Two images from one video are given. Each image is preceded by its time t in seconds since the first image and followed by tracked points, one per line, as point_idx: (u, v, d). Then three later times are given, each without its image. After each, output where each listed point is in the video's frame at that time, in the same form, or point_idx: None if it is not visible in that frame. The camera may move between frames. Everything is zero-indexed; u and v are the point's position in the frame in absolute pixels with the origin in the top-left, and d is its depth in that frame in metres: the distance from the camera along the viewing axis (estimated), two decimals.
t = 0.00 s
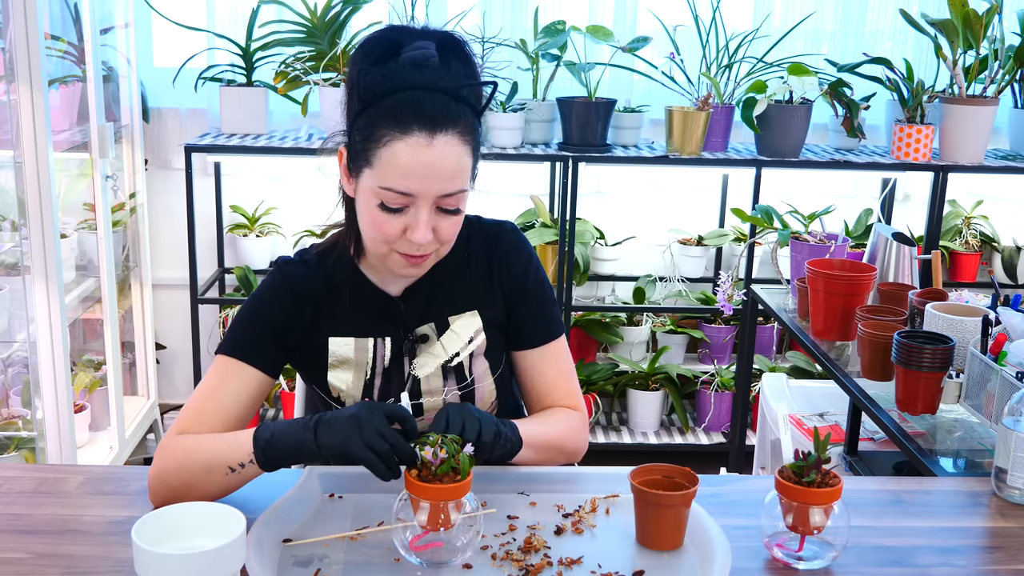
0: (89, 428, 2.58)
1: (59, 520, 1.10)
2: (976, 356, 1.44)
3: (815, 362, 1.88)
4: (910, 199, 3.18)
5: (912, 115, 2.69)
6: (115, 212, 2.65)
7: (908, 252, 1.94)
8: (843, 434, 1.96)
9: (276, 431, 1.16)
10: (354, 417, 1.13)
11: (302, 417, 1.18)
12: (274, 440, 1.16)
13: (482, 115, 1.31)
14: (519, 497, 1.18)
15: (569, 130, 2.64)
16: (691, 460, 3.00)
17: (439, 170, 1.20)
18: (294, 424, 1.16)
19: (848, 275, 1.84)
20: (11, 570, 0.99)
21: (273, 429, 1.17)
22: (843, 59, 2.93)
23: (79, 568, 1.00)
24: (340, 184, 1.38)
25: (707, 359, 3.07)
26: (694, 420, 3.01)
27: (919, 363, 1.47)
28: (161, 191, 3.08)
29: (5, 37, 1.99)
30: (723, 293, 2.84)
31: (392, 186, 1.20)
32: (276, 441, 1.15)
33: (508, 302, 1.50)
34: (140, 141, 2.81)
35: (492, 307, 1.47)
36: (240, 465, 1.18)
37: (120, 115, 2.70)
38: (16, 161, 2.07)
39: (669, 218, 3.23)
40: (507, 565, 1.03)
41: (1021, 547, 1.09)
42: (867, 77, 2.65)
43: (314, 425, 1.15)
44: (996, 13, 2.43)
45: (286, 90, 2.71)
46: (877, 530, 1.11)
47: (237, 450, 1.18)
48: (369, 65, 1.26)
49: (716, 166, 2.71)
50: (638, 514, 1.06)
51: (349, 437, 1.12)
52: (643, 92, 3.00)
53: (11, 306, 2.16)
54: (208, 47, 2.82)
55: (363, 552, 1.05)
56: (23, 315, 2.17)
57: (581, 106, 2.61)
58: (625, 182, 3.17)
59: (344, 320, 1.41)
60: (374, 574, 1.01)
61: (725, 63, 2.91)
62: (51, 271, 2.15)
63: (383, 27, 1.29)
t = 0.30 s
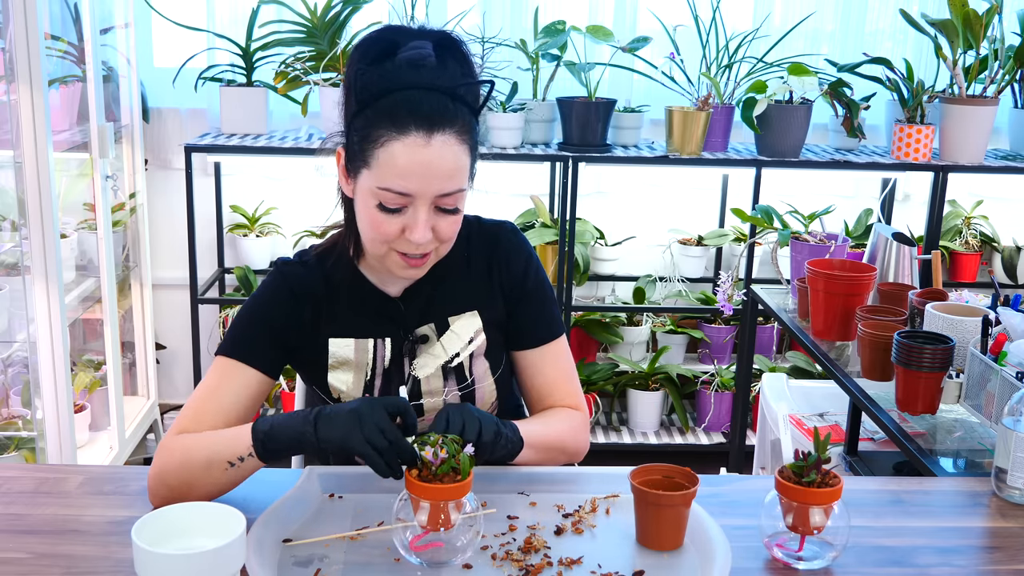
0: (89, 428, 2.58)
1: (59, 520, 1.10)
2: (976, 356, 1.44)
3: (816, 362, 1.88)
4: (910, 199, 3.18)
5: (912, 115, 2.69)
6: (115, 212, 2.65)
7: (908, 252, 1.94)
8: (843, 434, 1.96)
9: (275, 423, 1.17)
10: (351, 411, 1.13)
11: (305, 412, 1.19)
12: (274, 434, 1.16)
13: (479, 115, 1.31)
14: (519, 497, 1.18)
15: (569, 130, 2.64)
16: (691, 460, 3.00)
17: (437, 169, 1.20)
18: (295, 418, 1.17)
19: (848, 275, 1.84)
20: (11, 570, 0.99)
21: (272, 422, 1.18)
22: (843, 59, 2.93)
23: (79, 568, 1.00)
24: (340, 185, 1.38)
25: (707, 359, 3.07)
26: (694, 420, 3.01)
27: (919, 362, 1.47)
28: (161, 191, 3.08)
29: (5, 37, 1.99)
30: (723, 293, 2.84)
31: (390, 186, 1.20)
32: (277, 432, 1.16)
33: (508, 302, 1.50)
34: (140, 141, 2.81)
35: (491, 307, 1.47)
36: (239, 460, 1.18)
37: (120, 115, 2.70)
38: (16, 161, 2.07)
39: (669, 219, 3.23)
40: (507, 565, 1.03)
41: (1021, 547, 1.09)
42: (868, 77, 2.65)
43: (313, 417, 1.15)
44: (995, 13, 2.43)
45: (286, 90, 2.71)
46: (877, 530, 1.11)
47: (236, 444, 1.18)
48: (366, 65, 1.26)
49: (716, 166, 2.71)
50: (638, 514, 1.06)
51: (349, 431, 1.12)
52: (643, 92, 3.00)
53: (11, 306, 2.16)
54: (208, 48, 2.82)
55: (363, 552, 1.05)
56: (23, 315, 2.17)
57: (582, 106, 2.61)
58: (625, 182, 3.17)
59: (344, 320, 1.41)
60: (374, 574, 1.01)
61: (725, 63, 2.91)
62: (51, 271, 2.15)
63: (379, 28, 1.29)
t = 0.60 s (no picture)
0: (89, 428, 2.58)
1: (59, 520, 1.10)
2: (976, 356, 1.44)
3: (815, 362, 1.88)
4: (910, 199, 3.18)
5: (912, 115, 2.69)
6: (115, 212, 2.65)
7: (908, 252, 1.94)
8: (842, 434, 1.96)
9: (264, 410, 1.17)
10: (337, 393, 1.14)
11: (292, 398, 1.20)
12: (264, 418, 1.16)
13: (482, 116, 1.31)
14: (519, 497, 1.18)
15: (569, 130, 2.64)
16: (691, 460, 3.00)
17: (440, 171, 1.20)
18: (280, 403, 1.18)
19: (848, 275, 1.84)
20: (11, 570, 0.99)
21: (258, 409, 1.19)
22: (843, 59, 2.93)
23: (79, 568, 1.00)
24: (341, 185, 1.38)
25: (708, 359, 3.07)
26: (694, 420, 3.01)
27: (919, 362, 1.47)
28: (161, 191, 3.08)
29: (5, 37, 1.99)
30: (723, 293, 2.84)
31: (392, 188, 1.20)
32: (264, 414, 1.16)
33: (509, 303, 1.49)
34: (140, 141, 2.81)
35: (492, 307, 1.47)
36: (230, 450, 1.18)
37: (120, 115, 2.70)
38: (16, 161, 2.07)
39: (669, 219, 3.23)
40: (507, 565, 1.03)
41: (1021, 547, 1.09)
42: (868, 77, 2.65)
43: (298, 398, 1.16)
44: (996, 13, 2.43)
45: (286, 90, 2.71)
46: (877, 530, 1.11)
47: (226, 435, 1.19)
48: (369, 66, 1.26)
49: (716, 166, 2.71)
50: (637, 514, 1.06)
51: (337, 411, 1.13)
52: (643, 92, 3.00)
53: (12, 306, 2.16)
54: (208, 48, 2.82)
55: (362, 553, 1.05)
56: (23, 315, 2.17)
57: (582, 106, 2.61)
58: (625, 182, 3.17)
59: (344, 320, 1.41)
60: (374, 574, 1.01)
61: (725, 63, 2.91)
62: (51, 271, 2.15)
63: (381, 29, 1.29)
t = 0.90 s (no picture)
0: (89, 428, 2.58)
1: (59, 520, 1.10)
2: (976, 356, 1.44)
3: (815, 362, 1.88)
4: (910, 199, 3.18)
5: (912, 115, 2.69)
6: (115, 212, 2.65)
7: (908, 252, 1.94)
8: (843, 434, 1.96)
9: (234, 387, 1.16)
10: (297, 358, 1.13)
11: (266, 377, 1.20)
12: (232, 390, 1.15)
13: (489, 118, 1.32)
14: (519, 497, 1.18)
15: (570, 129, 2.64)
16: (691, 460, 3.01)
17: (446, 173, 1.20)
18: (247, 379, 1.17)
19: (848, 275, 1.84)
20: (11, 570, 0.99)
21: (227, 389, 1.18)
22: (843, 59, 2.93)
23: (79, 568, 1.00)
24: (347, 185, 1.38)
25: (707, 359, 3.07)
26: (694, 420, 3.01)
27: (919, 362, 1.47)
28: (161, 191, 3.08)
29: (5, 37, 1.99)
30: (723, 293, 2.84)
31: (398, 189, 1.20)
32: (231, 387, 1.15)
33: (514, 306, 1.49)
34: (141, 141, 2.81)
35: (497, 308, 1.47)
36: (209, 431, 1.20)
37: (120, 115, 2.70)
38: (16, 161, 2.07)
39: (669, 219, 3.23)
40: (507, 565, 1.03)
41: (1021, 547, 1.09)
42: (868, 78, 2.65)
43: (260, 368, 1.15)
44: (996, 13, 2.43)
45: (286, 90, 2.71)
46: (877, 530, 1.11)
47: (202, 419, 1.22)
48: (377, 66, 1.27)
49: (716, 166, 2.71)
50: (638, 514, 1.06)
51: (298, 373, 1.12)
52: (643, 91, 3.00)
53: (12, 306, 2.16)
54: (208, 47, 2.82)
55: (362, 553, 1.05)
56: (23, 315, 2.17)
57: (582, 106, 2.61)
58: (625, 182, 3.17)
59: (349, 317, 1.42)
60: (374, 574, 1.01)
61: (725, 63, 2.91)
62: (51, 271, 2.15)
63: (389, 28, 1.29)
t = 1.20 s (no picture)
0: (89, 428, 2.58)
1: (59, 520, 1.10)
2: (976, 356, 1.44)
3: (816, 362, 1.88)
4: (910, 199, 3.18)
5: (912, 115, 2.69)
6: (115, 212, 2.65)
7: (908, 252, 1.94)
8: (843, 434, 1.96)
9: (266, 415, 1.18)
10: (312, 431, 1.11)
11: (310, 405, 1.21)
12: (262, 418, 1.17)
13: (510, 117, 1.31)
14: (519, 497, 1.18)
15: (569, 129, 2.64)
16: (691, 460, 3.01)
17: (463, 170, 1.19)
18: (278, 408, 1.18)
19: (848, 275, 1.84)
20: (11, 570, 0.99)
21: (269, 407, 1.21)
22: (843, 59, 2.93)
23: (79, 568, 1.00)
24: (368, 178, 1.38)
25: (707, 359, 3.07)
26: (694, 420, 3.01)
27: (919, 362, 1.47)
28: (161, 191, 3.08)
29: (5, 37, 1.99)
30: (723, 293, 2.84)
31: (415, 183, 1.20)
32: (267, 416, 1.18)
33: (529, 303, 1.49)
34: (141, 141, 2.81)
35: (511, 304, 1.46)
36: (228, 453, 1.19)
37: (120, 115, 2.70)
38: (16, 161, 2.07)
39: (669, 219, 3.23)
40: (507, 565, 1.03)
41: (1021, 547, 1.09)
42: (867, 77, 2.65)
43: (284, 412, 1.15)
44: (995, 13, 2.43)
45: (286, 89, 2.71)
46: (877, 530, 1.11)
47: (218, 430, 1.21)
48: (401, 62, 1.27)
49: (716, 166, 2.71)
50: (638, 514, 1.06)
51: (307, 447, 1.10)
52: (643, 92, 3.00)
53: (12, 306, 2.16)
54: (208, 48, 2.82)
55: (362, 552, 1.05)
56: (23, 315, 2.17)
57: (582, 106, 2.61)
58: (625, 182, 3.17)
59: (364, 310, 1.42)
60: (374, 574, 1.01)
61: (725, 63, 2.91)
62: (51, 271, 2.15)
63: (417, 25, 1.29)
